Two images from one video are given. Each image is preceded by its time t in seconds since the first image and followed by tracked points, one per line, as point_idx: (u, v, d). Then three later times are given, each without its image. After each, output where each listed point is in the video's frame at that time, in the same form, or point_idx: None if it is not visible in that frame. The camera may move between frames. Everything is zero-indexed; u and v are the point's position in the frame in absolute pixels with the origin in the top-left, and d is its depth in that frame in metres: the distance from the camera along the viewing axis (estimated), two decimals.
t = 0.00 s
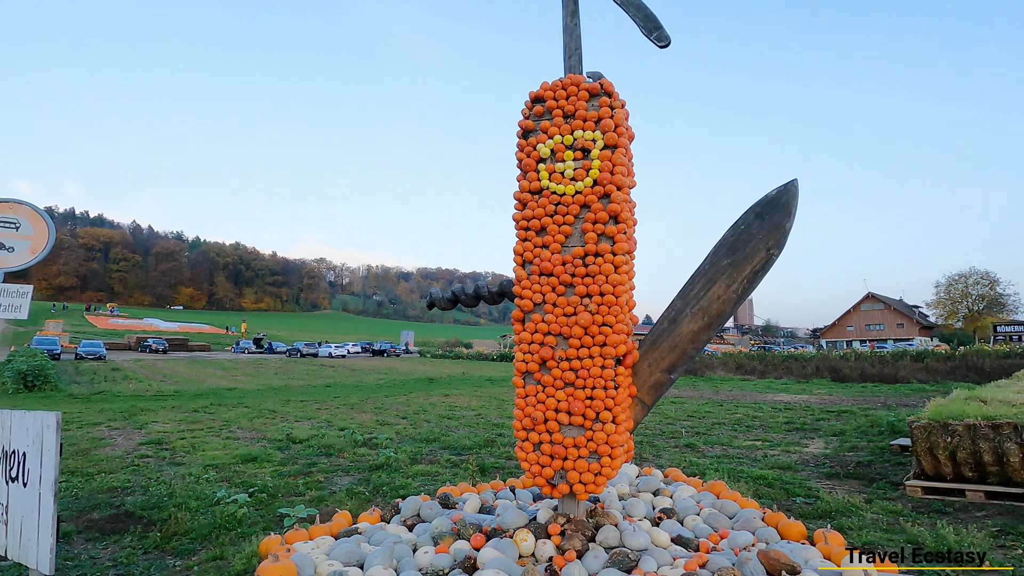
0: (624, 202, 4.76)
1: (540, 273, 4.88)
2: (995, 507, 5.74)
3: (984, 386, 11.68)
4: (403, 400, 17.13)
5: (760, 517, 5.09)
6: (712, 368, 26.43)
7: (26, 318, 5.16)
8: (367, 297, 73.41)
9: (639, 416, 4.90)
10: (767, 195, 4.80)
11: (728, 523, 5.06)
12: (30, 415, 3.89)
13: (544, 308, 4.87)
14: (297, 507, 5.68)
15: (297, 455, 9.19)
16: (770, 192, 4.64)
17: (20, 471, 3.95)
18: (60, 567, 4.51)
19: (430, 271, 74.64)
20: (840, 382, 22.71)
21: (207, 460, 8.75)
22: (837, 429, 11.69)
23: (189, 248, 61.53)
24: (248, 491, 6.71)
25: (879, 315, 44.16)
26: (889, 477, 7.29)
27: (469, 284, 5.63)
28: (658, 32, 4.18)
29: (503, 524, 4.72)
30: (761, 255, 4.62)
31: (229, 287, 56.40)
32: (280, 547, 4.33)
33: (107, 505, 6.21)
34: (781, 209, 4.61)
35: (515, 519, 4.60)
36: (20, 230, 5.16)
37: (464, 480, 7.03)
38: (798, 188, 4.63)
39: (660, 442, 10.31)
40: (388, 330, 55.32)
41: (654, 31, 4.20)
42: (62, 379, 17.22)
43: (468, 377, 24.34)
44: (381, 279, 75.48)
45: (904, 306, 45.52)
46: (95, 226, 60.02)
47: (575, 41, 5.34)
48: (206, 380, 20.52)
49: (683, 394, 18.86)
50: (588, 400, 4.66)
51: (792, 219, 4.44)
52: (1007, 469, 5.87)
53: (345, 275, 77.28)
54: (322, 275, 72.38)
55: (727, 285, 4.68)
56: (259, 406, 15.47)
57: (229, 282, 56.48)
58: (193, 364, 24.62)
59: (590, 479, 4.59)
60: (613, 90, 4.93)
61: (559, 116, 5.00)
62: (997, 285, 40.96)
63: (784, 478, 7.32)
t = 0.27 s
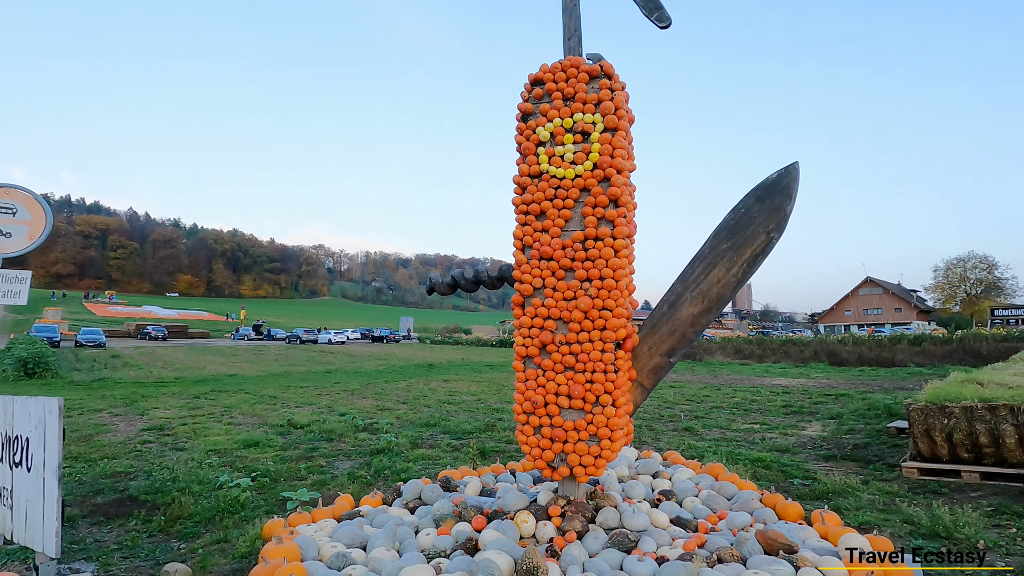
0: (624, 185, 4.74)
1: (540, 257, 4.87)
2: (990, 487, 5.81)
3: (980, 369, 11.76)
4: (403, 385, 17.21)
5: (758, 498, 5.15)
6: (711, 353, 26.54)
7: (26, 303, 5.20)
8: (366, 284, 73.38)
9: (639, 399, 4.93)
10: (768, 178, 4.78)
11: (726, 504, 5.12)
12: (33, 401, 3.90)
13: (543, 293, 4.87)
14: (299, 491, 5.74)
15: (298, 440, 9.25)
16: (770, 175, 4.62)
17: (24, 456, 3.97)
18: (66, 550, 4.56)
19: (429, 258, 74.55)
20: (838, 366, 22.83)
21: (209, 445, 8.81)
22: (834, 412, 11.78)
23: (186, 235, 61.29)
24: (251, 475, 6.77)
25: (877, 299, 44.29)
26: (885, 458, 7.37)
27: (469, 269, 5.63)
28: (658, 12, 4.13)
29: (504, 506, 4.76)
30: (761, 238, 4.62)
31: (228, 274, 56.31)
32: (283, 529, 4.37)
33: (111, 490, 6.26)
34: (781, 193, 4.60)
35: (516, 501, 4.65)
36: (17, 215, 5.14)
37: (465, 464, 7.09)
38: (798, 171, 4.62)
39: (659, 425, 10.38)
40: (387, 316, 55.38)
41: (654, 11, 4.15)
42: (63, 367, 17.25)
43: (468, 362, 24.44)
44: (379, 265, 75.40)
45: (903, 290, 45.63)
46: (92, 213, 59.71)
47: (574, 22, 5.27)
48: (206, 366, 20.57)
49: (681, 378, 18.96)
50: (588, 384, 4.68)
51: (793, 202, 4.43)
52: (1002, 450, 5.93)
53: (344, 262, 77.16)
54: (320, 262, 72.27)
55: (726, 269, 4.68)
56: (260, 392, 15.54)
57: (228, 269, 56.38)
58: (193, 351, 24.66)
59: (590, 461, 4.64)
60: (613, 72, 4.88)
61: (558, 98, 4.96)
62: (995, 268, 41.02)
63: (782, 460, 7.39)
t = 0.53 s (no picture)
0: (624, 168, 4.71)
1: (540, 241, 4.86)
2: (985, 467, 5.87)
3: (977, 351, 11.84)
4: (403, 370, 17.29)
5: (756, 479, 5.21)
6: (709, 337, 26.65)
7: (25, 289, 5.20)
8: (365, 270, 73.33)
9: (639, 382, 4.95)
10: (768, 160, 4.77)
11: (725, 485, 5.18)
12: (35, 387, 3.91)
13: (544, 277, 4.87)
14: (302, 474, 5.78)
15: (300, 425, 9.31)
16: (771, 157, 4.61)
17: (28, 441, 4.00)
18: (72, 533, 4.61)
19: (427, 243, 74.42)
20: (836, 349, 22.95)
21: (211, 430, 8.86)
22: (832, 394, 11.87)
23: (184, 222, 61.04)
24: (253, 459, 6.82)
25: (875, 283, 44.37)
26: (882, 439, 7.44)
27: (468, 253, 5.62)
28: None
29: (506, 488, 4.81)
30: (761, 221, 4.61)
31: (226, 261, 56.20)
32: (286, 512, 4.41)
33: (115, 474, 6.31)
34: (782, 175, 4.59)
35: (517, 482, 4.70)
36: (14, 200, 5.16)
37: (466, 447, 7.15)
38: (799, 153, 4.60)
39: (658, 408, 10.46)
40: (386, 302, 55.42)
41: None
42: (63, 354, 17.27)
43: (467, 347, 24.53)
44: (378, 251, 75.29)
45: (901, 274, 45.69)
46: (88, 199, 59.35)
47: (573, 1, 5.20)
48: (206, 352, 20.61)
49: (680, 362, 19.05)
50: (588, 367, 4.69)
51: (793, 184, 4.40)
52: (998, 431, 5.99)
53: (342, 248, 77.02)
54: (319, 248, 72.14)
55: (727, 252, 4.68)
56: (260, 377, 15.60)
57: (226, 256, 56.22)
58: (193, 338, 24.69)
59: (590, 443, 4.68)
60: (613, 53, 4.83)
61: (558, 80, 4.91)
62: (993, 251, 41.05)
63: (779, 442, 7.46)
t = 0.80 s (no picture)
0: (624, 148, 4.68)
1: (540, 223, 4.86)
2: (981, 445, 5.93)
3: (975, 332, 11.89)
4: (404, 354, 17.36)
5: (755, 458, 5.26)
6: (708, 320, 26.71)
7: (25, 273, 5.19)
8: (364, 254, 73.20)
9: (639, 363, 4.98)
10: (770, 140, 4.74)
11: (724, 465, 5.24)
12: (38, 371, 3.93)
13: (544, 259, 4.87)
14: (305, 456, 5.84)
15: (302, 408, 9.38)
16: (773, 137, 4.57)
17: (33, 424, 4.03)
18: (79, 515, 4.66)
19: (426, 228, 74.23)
20: (834, 331, 23.02)
21: (213, 414, 8.92)
22: (830, 375, 11.94)
23: (181, 207, 60.78)
24: (257, 442, 6.88)
25: (875, 265, 44.37)
26: (880, 419, 7.51)
27: (468, 236, 5.61)
28: None
29: (507, 468, 4.86)
30: (762, 201, 4.60)
31: (224, 246, 56.07)
32: (290, 492, 4.46)
33: (119, 457, 6.37)
34: (783, 155, 4.56)
35: (518, 463, 4.75)
36: (10, 183, 5.14)
37: (467, 429, 7.21)
38: (801, 132, 4.57)
39: (658, 390, 10.53)
40: (385, 286, 55.43)
41: None
42: (64, 340, 17.32)
43: (467, 331, 24.61)
44: (377, 236, 75.12)
45: (901, 256, 45.66)
46: (85, 184, 59.05)
47: None
48: (207, 338, 20.66)
49: (679, 344, 19.13)
50: (588, 348, 4.71)
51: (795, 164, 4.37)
52: (995, 410, 6.03)
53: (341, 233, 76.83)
54: (317, 233, 71.95)
55: (727, 233, 4.67)
56: (262, 362, 15.67)
57: (225, 241, 56.05)
58: (193, 323, 24.75)
59: (590, 424, 4.72)
60: (614, 31, 4.77)
61: (558, 60, 4.86)
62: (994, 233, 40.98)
63: (778, 422, 7.53)
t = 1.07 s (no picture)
0: (624, 129, 4.65)
1: (540, 205, 4.85)
2: (978, 425, 5.99)
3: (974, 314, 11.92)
4: (404, 338, 17.42)
5: (753, 439, 5.32)
6: (708, 303, 26.77)
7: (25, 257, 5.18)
8: (363, 239, 73.05)
9: (638, 345, 5.00)
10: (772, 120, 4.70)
11: (722, 445, 5.29)
12: (41, 354, 3.95)
13: (544, 242, 4.86)
14: (308, 438, 5.89)
15: (303, 391, 9.44)
16: (775, 117, 4.54)
17: (37, 407, 4.05)
18: (85, 496, 4.71)
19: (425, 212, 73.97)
20: (833, 313, 23.08)
21: (216, 398, 8.98)
22: (829, 357, 12.00)
23: (179, 192, 60.47)
24: (259, 425, 6.94)
25: (875, 248, 44.35)
26: (877, 400, 7.56)
27: (468, 218, 5.61)
28: None
29: (508, 449, 4.91)
30: (763, 182, 4.58)
31: (223, 231, 55.90)
32: (294, 473, 4.51)
33: (123, 440, 6.43)
34: (785, 135, 4.53)
35: (519, 444, 4.80)
36: (7, 166, 5.12)
37: (468, 411, 7.27)
38: (803, 112, 4.54)
39: (657, 372, 10.59)
40: (385, 271, 55.39)
41: None
42: (65, 325, 17.37)
43: (467, 315, 24.69)
44: (376, 220, 74.90)
45: (901, 238, 45.56)
46: (82, 169, 58.68)
47: None
48: (208, 323, 20.70)
49: (679, 327, 19.18)
50: (588, 331, 4.73)
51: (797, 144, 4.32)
52: (992, 390, 6.06)
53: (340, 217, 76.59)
54: (316, 218, 71.70)
55: (728, 215, 4.66)
56: (262, 346, 15.73)
57: (223, 226, 55.89)
58: (193, 308, 24.79)
59: (591, 405, 4.76)
60: (614, 9, 4.70)
61: (557, 39, 4.80)
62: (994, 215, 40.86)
63: (776, 404, 7.58)
